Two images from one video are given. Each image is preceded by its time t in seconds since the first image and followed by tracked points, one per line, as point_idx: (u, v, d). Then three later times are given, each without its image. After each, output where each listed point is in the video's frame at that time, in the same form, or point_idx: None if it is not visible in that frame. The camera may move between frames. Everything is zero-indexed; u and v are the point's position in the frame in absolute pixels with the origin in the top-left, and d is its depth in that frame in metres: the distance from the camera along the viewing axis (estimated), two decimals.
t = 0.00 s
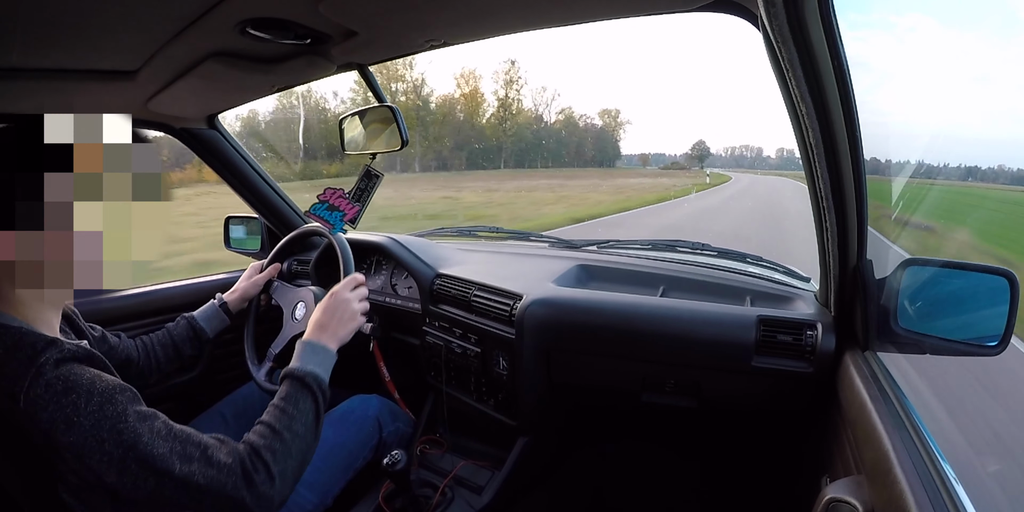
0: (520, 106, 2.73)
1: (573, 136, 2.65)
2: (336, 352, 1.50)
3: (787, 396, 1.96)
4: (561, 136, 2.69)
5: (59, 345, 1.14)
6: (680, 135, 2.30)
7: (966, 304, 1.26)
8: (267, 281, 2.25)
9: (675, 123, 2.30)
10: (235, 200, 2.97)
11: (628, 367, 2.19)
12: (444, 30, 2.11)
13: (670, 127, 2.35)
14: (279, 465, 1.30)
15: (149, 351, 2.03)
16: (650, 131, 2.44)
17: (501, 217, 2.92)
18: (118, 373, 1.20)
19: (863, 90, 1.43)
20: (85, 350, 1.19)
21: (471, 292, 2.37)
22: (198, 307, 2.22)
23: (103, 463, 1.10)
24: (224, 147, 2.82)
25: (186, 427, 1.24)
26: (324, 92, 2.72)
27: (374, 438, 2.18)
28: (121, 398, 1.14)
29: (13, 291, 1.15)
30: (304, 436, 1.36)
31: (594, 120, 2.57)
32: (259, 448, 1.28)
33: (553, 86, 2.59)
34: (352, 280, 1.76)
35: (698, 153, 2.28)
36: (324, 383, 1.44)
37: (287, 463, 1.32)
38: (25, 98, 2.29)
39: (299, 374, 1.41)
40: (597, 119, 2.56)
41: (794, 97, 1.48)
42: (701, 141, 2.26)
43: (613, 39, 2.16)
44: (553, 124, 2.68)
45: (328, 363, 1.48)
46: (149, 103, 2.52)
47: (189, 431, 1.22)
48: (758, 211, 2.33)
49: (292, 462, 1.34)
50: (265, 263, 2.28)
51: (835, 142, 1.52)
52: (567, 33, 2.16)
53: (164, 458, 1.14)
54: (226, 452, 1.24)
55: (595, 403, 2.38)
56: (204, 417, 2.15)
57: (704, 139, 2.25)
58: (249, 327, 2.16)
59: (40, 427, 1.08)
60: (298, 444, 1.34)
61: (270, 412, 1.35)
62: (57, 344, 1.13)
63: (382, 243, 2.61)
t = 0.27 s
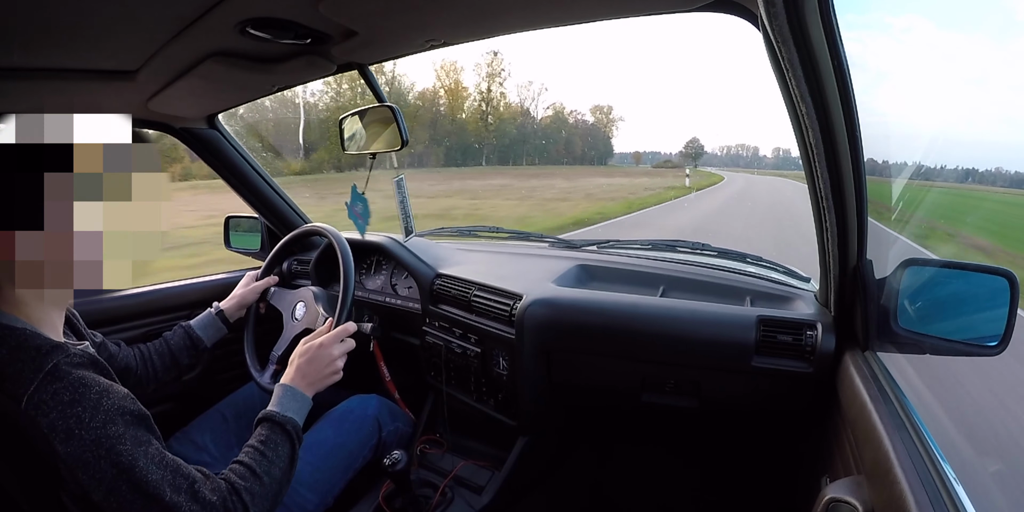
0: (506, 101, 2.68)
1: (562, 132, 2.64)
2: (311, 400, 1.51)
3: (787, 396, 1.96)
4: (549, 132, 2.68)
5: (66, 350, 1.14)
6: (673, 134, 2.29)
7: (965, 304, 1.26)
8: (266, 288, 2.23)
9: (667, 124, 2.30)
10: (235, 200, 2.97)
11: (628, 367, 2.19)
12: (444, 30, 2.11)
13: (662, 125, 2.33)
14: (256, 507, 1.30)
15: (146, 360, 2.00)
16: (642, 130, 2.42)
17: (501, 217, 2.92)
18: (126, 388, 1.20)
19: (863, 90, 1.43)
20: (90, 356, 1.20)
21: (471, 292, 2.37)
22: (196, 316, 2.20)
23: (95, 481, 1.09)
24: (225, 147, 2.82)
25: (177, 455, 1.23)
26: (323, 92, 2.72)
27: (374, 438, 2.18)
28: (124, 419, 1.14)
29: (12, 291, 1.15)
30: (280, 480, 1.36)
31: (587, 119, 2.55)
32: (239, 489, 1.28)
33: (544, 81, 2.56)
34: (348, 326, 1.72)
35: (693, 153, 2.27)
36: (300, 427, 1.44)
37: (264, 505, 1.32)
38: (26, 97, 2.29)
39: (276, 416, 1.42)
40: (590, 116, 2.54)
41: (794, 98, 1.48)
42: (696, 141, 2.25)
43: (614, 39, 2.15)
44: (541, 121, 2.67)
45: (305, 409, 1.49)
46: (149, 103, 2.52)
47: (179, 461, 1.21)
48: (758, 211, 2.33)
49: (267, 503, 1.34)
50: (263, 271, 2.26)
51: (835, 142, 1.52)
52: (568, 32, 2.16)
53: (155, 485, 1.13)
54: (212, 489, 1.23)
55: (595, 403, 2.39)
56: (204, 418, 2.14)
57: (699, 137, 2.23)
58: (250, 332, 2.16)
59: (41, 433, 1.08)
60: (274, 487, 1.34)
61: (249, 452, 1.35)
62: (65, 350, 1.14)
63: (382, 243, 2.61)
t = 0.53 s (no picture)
0: (499, 99, 2.72)
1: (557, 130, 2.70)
2: (318, 390, 1.53)
3: (787, 396, 1.96)
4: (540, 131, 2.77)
5: (63, 348, 1.14)
6: (671, 135, 2.31)
7: (965, 305, 1.26)
8: (265, 293, 2.22)
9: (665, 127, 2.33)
10: (235, 200, 2.97)
11: (628, 366, 2.19)
12: (444, 30, 2.11)
13: (661, 126, 2.35)
14: (264, 495, 1.30)
15: (146, 367, 1.99)
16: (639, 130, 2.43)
17: (501, 217, 2.93)
18: (123, 385, 1.20)
19: (863, 90, 1.43)
20: (88, 355, 1.19)
21: (471, 292, 2.37)
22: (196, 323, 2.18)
23: (97, 477, 1.09)
24: (225, 147, 2.82)
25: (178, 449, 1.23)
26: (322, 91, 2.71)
27: (376, 440, 2.19)
28: (122, 414, 1.14)
29: (13, 292, 1.15)
30: (288, 468, 1.37)
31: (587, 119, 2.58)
32: (247, 478, 1.28)
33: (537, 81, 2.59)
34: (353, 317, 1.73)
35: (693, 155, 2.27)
36: (307, 416, 1.46)
37: (272, 493, 1.32)
38: (25, 96, 2.29)
39: (284, 406, 1.43)
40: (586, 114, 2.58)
41: (794, 98, 1.48)
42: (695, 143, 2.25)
43: (614, 40, 2.15)
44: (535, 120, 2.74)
45: (313, 398, 1.51)
46: (149, 103, 2.52)
47: (181, 454, 1.21)
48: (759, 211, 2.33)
49: (275, 493, 1.34)
50: (261, 275, 2.25)
51: (835, 142, 1.52)
52: (567, 32, 2.15)
53: (160, 477, 1.13)
54: (217, 479, 1.23)
55: (595, 403, 2.39)
56: (207, 419, 2.14)
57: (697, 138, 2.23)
58: (250, 335, 2.16)
59: (39, 431, 1.08)
60: (282, 475, 1.35)
61: (256, 442, 1.35)
62: (62, 348, 1.14)
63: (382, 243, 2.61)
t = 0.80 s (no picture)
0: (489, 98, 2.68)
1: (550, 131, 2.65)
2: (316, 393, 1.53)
3: (787, 396, 1.96)
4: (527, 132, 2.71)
5: (65, 350, 1.14)
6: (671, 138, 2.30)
7: (966, 304, 1.26)
8: (265, 291, 2.23)
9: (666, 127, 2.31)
10: (234, 200, 2.97)
11: (628, 366, 2.19)
12: (444, 30, 2.11)
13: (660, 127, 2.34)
14: (261, 497, 1.29)
15: (147, 366, 1.99)
16: (640, 131, 2.41)
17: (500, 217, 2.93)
18: (124, 388, 1.20)
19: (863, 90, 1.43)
20: (89, 357, 1.19)
21: (471, 292, 2.37)
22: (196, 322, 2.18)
23: (97, 479, 1.09)
24: (225, 147, 2.82)
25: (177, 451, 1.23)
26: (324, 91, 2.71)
27: (376, 440, 2.19)
28: (123, 417, 1.14)
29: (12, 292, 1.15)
30: (284, 471, 1.37)
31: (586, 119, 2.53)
32: (244, 480, 1.28)
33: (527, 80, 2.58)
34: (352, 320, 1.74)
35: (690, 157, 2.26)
36: (304, 419, 1.46)
37: (268, 495, 1.32)
38: (25, 96, 2.29)
39: (281, 409, 1.43)
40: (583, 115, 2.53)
41: (794, 98, 1.48)
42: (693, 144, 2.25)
43: (614, 40, 2.15)
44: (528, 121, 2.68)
45: (310, 402, 1.51)
46: (149, 103, 2.52)
47: (180, 456, 1.21)
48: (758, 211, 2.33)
49: (272, 495, 1.34)
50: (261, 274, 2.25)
51: (835, 141, 1.52)
52: (568, 32, 2.15)
53: (159, 479, 1.13)
54: (215, 481, 1.23)
55: (594, 403, 2.39)
56: (208, 419, 2.14)
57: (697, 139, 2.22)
58: (250, 334, 2.16)
59: (40, 433, 1.08)
60: (278, 479, 1.35)
61: (253, 445, 1.35)
62: (64, 350, 1.14)
63: (382, 243, 2.61)
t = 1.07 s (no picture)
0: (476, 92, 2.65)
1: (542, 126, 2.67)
2: (323, 380, 1.53)
3: (787, 396, 1.96)
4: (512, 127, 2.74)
5: (64, 350, 1.14)
6: (669, 138, 2.33)
7: (966, 304, 1.26)
8: (263, 298, 2.22)
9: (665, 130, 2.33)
10: (235, 200, 2.97)
11: (628, 366, 2.19)
12: (443, 30, 2.11)
13: (658, 127, 2.36)
14: (264, 488, 1.29)
15: (145, 374, 1.99)
16: (637, 131, 2.43)
17: (500, 217, 2.93)
18: (123, 385, 1.20)
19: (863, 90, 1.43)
20: (89, 357, 1.19)
21: (471, 293, 2.37)
22: (194, 331, 2.18)
23: (98, 475, 1.09)
24: (225, 147, 2.82)
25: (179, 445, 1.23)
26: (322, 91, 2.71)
27: (376, 440, 2.19)
28: (122, 413, 1.14)
29: (13, 292, 1.15)
30: (289, 461, 1.36)
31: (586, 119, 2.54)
32: (247, 471, 1.27)
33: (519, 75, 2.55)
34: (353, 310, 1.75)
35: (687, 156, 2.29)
36: (309, 408, 1.46)
37: (272, 485, 1.31)
38: (26, 97, 2.29)
39: (286, 398, 1.44)
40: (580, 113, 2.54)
41: (794, 98, 1.48)
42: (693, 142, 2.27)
43: (613, 40, 2.15)
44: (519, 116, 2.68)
45: (317, 390, 1.51)
46: (149, 103, 2.52)
47: (182, 449, 1.21)
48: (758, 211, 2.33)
49: (276, 484, 1.33)
50: (258, 280, 2.24)
51: (835, 141, 1.52)
52: (567, 32, 2.15)
53: (161, 474, 1.13)
54: (218, 472, 1.23)
55: (595, 403, 2.39)
56: (208, 419, 2.14)
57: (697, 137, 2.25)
58: (249, 335, 2.15)
59: (39, 432, 1.08)
60: (282, 469, 1.34)
61: (258, 434, 1.35)
62: (63, 349, 1.14)
63: (382, 243, 2.60)
